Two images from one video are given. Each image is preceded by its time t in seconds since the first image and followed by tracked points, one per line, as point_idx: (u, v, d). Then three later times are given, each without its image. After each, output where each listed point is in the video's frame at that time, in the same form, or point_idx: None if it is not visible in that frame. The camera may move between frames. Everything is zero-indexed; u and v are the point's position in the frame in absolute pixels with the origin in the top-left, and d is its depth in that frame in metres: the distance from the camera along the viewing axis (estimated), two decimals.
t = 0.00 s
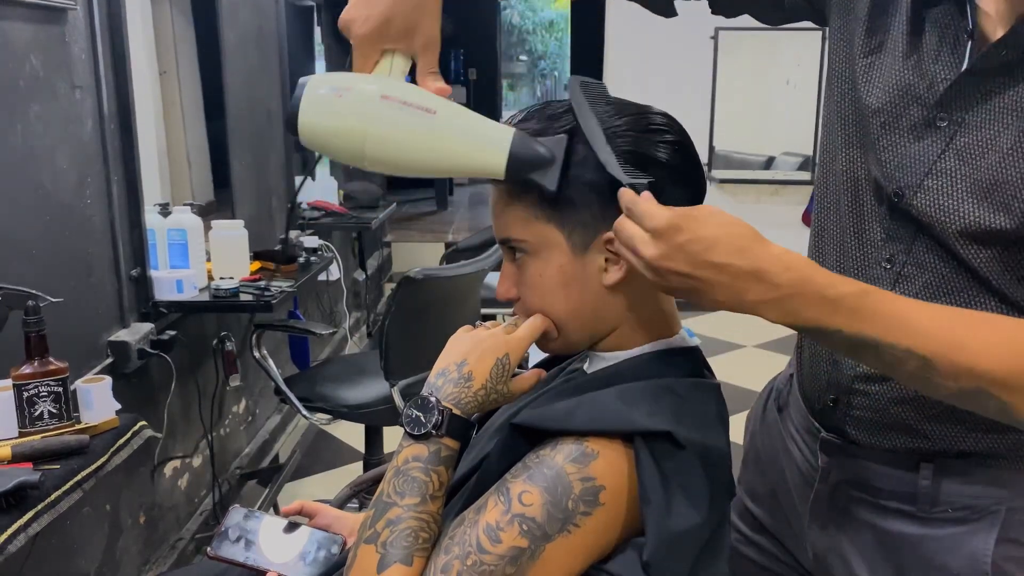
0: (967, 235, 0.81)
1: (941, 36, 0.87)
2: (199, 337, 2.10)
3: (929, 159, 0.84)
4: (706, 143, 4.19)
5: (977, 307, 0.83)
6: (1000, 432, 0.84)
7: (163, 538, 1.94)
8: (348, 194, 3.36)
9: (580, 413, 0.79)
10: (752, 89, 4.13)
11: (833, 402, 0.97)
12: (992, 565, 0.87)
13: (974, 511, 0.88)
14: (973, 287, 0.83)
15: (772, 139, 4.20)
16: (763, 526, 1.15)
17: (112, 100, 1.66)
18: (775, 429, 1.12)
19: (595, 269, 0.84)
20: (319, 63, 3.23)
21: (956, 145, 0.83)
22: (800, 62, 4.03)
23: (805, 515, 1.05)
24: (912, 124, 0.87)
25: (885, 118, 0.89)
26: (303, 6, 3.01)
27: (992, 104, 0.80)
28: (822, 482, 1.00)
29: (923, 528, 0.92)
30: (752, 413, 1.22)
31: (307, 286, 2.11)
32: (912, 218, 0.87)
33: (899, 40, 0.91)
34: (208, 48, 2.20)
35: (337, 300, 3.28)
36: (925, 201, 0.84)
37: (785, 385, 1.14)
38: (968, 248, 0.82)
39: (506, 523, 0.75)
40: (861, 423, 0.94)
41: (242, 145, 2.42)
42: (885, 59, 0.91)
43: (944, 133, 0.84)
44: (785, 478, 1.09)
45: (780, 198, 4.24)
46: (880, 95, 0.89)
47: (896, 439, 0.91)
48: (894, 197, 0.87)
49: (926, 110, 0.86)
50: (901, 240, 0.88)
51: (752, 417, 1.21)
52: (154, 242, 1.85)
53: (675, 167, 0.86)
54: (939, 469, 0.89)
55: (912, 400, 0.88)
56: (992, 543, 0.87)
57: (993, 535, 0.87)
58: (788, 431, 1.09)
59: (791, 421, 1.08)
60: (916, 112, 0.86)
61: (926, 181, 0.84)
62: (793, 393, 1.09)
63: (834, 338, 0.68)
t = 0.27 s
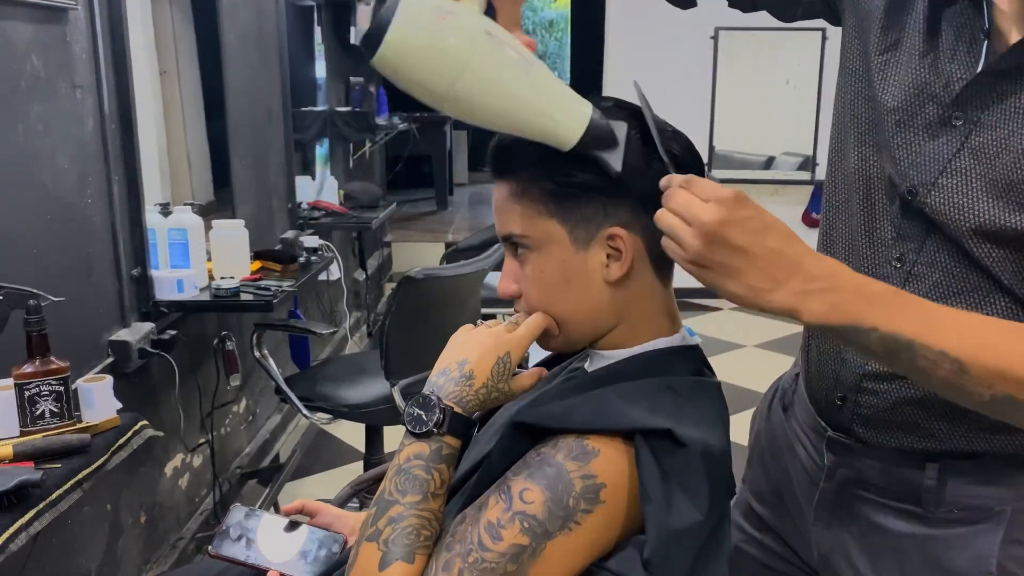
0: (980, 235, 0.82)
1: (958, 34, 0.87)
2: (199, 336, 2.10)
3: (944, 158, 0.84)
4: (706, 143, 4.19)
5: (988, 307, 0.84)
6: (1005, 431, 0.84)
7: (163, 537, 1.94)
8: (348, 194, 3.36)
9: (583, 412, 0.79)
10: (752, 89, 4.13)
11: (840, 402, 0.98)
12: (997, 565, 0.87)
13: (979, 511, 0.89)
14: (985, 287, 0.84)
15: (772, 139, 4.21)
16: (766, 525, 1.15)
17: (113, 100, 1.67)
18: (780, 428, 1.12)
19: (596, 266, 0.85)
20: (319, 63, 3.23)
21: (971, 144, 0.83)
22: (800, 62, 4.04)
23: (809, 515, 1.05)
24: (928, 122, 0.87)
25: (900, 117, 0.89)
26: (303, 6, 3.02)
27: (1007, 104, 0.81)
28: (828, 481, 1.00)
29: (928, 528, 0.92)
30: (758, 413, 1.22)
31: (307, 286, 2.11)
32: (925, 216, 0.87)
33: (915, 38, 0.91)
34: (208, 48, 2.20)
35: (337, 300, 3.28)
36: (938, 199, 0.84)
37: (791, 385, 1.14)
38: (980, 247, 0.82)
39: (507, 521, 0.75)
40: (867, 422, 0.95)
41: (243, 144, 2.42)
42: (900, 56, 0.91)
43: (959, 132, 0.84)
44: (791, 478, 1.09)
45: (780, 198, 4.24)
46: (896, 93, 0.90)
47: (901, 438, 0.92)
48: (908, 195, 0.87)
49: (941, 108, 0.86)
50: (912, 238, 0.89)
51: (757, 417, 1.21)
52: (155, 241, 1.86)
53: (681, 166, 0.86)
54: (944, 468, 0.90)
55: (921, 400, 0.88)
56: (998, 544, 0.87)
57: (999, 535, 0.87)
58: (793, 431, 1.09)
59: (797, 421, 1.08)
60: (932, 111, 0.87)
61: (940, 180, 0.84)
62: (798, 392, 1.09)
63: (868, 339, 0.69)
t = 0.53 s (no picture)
0: (980, 236, 0.82)
1: (962, 37, 0.88)
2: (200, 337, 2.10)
3: (946, 159, 0.85)
4: (706, 144, 4.19)
5: (987, 310, 0.84)
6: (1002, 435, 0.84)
7: (164, 538, 1.94)
8: (348, 194, 3.37)
9: (583, 414, 0.80)
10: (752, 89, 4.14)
11: (841, 402, 0.98)
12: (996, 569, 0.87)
13: (976, 514, 0.89)
14: (985, 289, 0.84)
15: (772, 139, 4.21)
16: (768, 526, 1.16)
17: (113, 102, 1.67)
18: (782, 430, 1.12)
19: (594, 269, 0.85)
20: (319, 64, 3.23)
21: (973, 146, 0.83)
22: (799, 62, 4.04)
23: (812, 516, 1.05)
24: (931, 124, 0.87)
25: (904, 118, 0.89)
26: (303, 6, 3.02)
27: (1009, 106, 0.81)
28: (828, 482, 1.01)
29: (926, 530, 0.92)
30: (761, 416, 1.22)
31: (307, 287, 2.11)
32: (926, 218, 0.87)
33: (918, 40, 0.91)
34: (208, 49, 2.21)
35: (337, 301, 3.29)
36: (938, 200, 0.85)
37: (793, 388, 1.14)
38: (980, 249, 0.82)
39: (507, 524, 0.76)
40: (869, 423, 0.95)
41: (243, 146, 2.42)
42: (903, 58, 0.92)
43: (961, 134, 0.85)
44: (794, 480, 1.09)
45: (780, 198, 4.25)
46: (900, 95, 0.90)
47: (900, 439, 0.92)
48: (909, 196, 0.88)
49: (943, 110, 0.86)
50: (913, 241, 0.89)
51: (760, 420, 1.21)
52: (156, 243, 1.86)
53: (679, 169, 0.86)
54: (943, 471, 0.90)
55: (923, 401, 0.89)
56: (996, 548, 0.87)
57: (998, 539, 0.87)
58: (796, 433, 1.09)
59: (799, 422, 1.08)
60: (935, 112, 0.87)
61: (942, 181, 0.85)
62: (800, 395, 1.09)
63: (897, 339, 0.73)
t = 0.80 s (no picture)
0: (969, 235, 0.82)
1: (953, 35, 0.87)
2: (199, 337, 2.10)
3: (935, 157, 0.85)
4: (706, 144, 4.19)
5: (976, 309, 0.84)
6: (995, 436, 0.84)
7: (163, 538, 1.94)
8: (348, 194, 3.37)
9: (581, 414, 0.80)
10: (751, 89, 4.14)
11: (834, 403, 0.98)
12: (987, 568, 0.88)
13: (969, 515, 0.89)
14: (973, 289, 0.84)
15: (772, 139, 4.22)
16: (765, 525, 1.16)
17: (113, 101, 1.67)
18: (780, 430, 1.13)
19: (591, 269, 0.85)
20: (319, 63, 3.23)
21: (962, 144, 0.83)
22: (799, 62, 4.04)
23: (804, 516, 1.05)
24: (920, 122, 0.87)
25: (894, 116, 0.89)
26: (303, 6, 3.02)
27: (998, 105, 0.81)
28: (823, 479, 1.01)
29: (919, 531, 0.92)
30: (760, 417, 1.22)
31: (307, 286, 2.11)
32: (916, 217, 0.87)
33: (907, 39, 0.90)
34: (208, 49, 2.20)
35: (337, 300, 3.29)
36: (928, 199, 0.85)
37: (792, 388, 1.14)
38: (970, 248, 0.82)
39: (506, 523, 0.76)
40: (862, 424, 0.95)
41: (242, 145, 2.42)
42: (894, 57, 0.91)
43: (950, 132, 0.84)
44: (789, 480, 1.09)
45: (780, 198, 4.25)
46: (892, 92, 0.89)
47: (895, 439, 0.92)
48: (900, 194, 0.88)
49: (933, 108, 0.86)
50: (903, 240, 0.89)
51: (758, 420, 1.22)
52: (155, 243, 1.86)
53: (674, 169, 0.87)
54: (938, 471, 0.90)
55: (913, 403, 0.88)
56: (988, 549, 0.88)
57: (989, 540, 0.88)
58: (793, 432, 1.09)
59: (797, 421, 1.08)
60: (925, 110, 0.86)
61: (931, 179, 0.85)
62: (798, 395, 1.09)
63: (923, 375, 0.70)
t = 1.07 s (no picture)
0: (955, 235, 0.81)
1: (940, 33, 0.86)
2: (198, 338, 2.10)
3: (922, 156, 0.84)
4: (706, 144, 4.19)
5: (964, 308, 0.82)
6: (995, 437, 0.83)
7: (163, 539, 1.94)
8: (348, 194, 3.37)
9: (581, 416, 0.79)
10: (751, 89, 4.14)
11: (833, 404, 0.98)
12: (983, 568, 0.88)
13: (969, 516, 0.88)
14: (960, 287, 0.82)
15: (772, 139, 4.21)
16: (769, 524, 1.16)
17: (112, 101, 1.67)
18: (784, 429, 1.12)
19: (590, 272, 0.85)
20: (319, 63, 3.23)
21: (947, 143, 0.82)
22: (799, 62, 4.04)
23: (808, 514, 1.05)
24: (908, 121, 0.86)
25: (884, 114, 0.88)
26: (303, 6, 3.02)
27: (981, 102, 0.80)
28: (822, 480, 1.01)
29: (918, 531, 0.92)
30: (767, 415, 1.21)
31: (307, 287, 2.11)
32: (904, 216, 0.86)
33: (896, 37, 0.90)
34: (207, 48, 2.20)
35: (336, 300, 3.29)
36: (916, 198, 0.84)
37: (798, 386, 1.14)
38: (955, 248, 0.81)
39: (506, 525, 0.76)
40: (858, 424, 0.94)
41: (242, 145, 2.42)
42: (885, 56, 0.91)
43: (936, 131, 0.84)
44: (794, 478, 1.09)
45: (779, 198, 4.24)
46: (880, 92, 0.89)
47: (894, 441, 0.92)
48: (888, 194, 0.87)
49: (919, 107, 0.85)
50: (892, 240, 0.88)
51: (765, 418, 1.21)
52: (155, 243, 1.86)
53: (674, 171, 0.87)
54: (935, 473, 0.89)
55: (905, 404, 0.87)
56: (985, 549, 0.88)
57: (988, 539, 0.88)
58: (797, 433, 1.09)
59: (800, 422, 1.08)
60: (911, 109, 0.86)
61: (918, 178, 0.84)
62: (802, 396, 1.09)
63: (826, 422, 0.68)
